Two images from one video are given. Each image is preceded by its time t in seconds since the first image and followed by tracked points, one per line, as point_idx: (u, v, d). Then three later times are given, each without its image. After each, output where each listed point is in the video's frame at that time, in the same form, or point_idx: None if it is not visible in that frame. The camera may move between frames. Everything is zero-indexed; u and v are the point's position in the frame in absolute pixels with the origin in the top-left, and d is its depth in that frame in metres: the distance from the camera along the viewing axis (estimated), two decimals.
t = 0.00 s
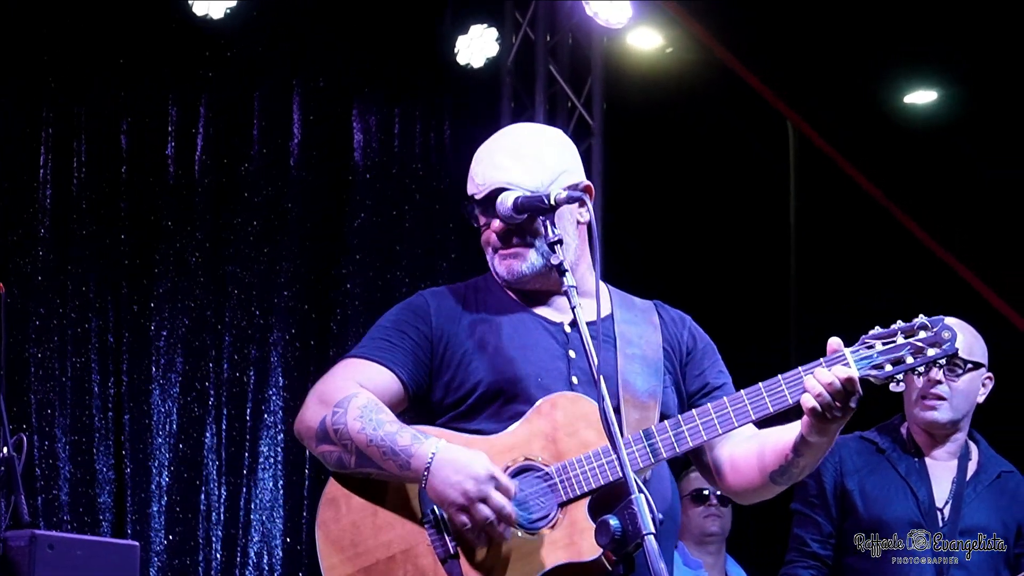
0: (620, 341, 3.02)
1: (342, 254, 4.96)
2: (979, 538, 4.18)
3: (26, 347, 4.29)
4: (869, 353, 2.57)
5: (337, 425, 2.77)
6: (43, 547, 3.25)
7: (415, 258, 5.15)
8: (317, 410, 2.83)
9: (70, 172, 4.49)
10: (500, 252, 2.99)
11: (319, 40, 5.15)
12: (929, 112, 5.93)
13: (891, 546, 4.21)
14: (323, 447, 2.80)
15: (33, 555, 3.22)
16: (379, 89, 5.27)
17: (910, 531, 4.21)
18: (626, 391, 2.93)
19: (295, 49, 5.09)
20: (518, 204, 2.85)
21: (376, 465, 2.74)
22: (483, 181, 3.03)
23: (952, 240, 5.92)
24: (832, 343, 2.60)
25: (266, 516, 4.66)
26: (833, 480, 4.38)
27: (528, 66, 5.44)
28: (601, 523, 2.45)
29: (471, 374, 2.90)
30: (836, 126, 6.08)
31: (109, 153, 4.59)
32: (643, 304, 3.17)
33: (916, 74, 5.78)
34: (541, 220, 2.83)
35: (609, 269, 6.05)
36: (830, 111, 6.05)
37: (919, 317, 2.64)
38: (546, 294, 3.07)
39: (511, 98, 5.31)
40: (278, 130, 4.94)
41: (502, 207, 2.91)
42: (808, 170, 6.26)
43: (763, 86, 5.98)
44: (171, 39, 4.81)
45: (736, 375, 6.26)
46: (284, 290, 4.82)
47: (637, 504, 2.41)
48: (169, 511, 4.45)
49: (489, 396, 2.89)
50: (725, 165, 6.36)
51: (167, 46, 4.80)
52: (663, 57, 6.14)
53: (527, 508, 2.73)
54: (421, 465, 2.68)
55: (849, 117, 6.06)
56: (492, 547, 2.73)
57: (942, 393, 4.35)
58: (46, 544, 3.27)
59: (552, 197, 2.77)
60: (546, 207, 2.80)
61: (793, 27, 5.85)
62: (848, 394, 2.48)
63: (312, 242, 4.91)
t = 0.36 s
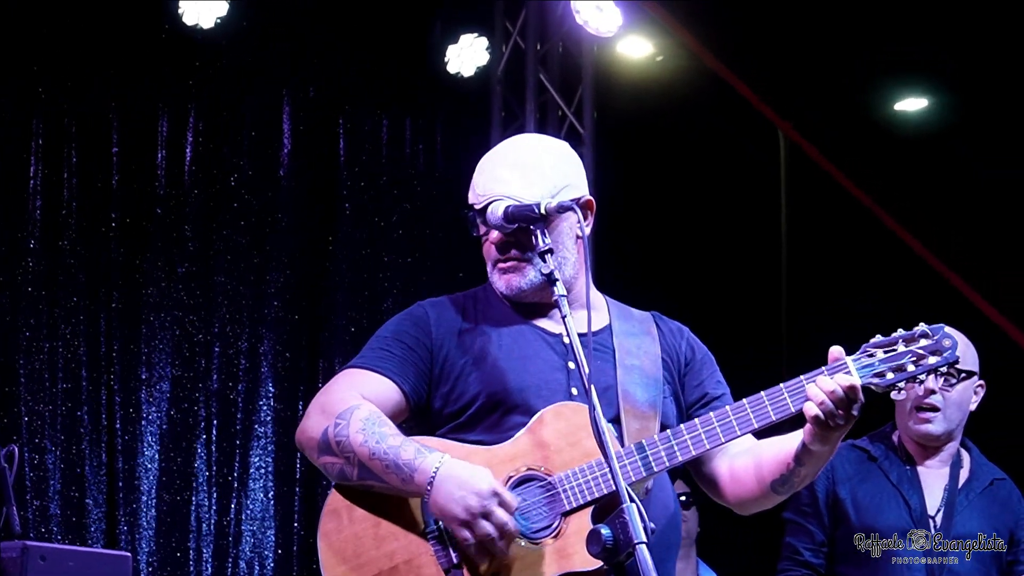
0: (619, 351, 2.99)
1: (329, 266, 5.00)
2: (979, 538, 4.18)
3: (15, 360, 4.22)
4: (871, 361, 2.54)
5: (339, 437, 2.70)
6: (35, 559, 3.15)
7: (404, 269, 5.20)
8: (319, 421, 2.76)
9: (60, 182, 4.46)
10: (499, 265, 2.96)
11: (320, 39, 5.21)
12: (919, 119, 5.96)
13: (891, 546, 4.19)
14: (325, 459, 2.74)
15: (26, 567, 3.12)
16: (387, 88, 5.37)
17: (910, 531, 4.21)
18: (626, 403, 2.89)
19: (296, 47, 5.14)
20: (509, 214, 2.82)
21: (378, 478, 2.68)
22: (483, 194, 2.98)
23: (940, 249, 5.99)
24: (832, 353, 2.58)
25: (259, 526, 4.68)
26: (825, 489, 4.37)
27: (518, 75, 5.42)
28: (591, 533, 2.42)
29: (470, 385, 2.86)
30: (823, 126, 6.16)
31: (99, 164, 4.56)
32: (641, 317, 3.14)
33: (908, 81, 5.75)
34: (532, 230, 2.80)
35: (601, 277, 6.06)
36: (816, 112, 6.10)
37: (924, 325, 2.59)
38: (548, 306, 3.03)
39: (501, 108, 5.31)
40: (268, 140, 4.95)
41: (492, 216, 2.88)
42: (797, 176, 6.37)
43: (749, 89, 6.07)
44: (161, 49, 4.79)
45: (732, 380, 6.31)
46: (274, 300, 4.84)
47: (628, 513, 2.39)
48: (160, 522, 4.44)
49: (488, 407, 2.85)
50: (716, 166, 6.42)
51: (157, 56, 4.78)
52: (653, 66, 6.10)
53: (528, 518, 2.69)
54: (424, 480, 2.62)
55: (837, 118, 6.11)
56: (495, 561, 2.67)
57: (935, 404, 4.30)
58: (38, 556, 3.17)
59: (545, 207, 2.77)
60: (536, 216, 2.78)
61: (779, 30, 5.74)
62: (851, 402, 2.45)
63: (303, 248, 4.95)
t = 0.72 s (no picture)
0: (621, 357, 2.99)
1: (328, 274, 4.99)
2: (979, 538, 4.18)
3: (16, 371, 4.23)
4: (876, 373, 2.55)
5: (346, 435, 2.67)
6: (37, 569, 3.15)
7: (405, 278, 5.19)
8: (325, 418, 2.73)
9: (59, 193, 4.46)
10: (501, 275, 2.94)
11: (320, 39, 5.23)
12: (918, 124, 5.97)
13: (892, 546, 4.20)
14: (330, 457, 2.71)
15: None
16: (387, 89, 5.38)
17: (910, 531, 4.21)
18: (628, 410, 2.89)
19: (296, 47, 5.15)
20: (508, 222, 2.80)
21: (384, 477, 2.65)
22: (483, 202, 2.94)
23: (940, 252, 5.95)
24: (837, 364, 2.59)
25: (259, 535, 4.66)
26: (828, 495, 4.38)
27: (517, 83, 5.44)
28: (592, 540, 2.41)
29: (473, 389, 2.85)
30: (816, 126, 6.16)
31: (98, 174, 4.56)
32: (643, 326, 3.14)
33: (907, 86, 5.83)
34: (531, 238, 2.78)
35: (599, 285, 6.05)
36: (809, 112, 6.12)
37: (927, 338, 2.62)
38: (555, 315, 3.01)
39: (500, 116, 5.31)
40: (267, 148, 4.95)
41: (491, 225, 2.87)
42: (796, 181, 6.37)
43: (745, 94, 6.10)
44: (160, 57, 4.78)
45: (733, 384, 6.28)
46: (273, 309, 4.83)
47: (629, 520, 2.37)
48: (160, 529, 4.44)
49: (490, 412, 2.84)
50: (714, 172, 6.42)
51: (157, 65, 4.77)
52: (653, 73, 6.25)
53: (531, 522, 2.67)
54: (433, 480, 2.60)
55: (830, 117, 6.11)
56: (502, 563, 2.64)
57: (938, 406, 4.29)
58: (40, 566, 3.17)
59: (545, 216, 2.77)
60: (537, 224, 2.77)
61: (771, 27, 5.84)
62: (856, 413, 2.46)
63: (302, 256, 4.94)
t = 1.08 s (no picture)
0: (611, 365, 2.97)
1: (330, 281, 4.99)
2: (979, 538, 4.18)
3: (18, 382, 4.23)
4: (868, 377, 2.50)
5: (337, 453, 2.54)
6: None
7: (407, 285, 5.20)
8: (317, 435, 2.60)
9: (60, 203, 4.46)
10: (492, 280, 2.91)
11: (320, 39, 5.24)
12: (917, 130, 5.99)
13: (891, 546, 4.21)
14: (322, 474, 2.58)
15: None
16: (388, 90, 5.39)
17: (910, 531, 4.21)
18: (619, 416, 2.86)
19: (296, 47, 5.16)
20: (509, 228, 2.76)
21: (373, 499, 2.52)
22: (482, 206, 2.92)
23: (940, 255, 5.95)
24: (830, 369, 2.53)
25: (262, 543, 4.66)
26: (830, 501, 4.37)
27: (517, 91, 5.41)
28: (595, 547, 2.40)
29: (467, 395, 2.78)
30: (812, 127, 6.11)
31: (99, 183, 4.55)
32: (630, 333, 3.12)
33: (907, 90, 5.84)
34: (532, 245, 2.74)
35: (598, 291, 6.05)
36: (807, 112, 6.07)
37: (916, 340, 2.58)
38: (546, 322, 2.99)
39: (500, 122, 5.31)
40: (268, 156, 4.95)
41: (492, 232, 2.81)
42: (796, 183, 6.35)
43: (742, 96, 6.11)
44: (161, 66, 4.78)
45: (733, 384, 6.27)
46: (274, 318, 4.84)
47: (631, 527, 2.36)
48: (164, 538, 4.44)
49: (483, 420, 2.76)
50: (712, 176, 6.45)
51: (157, 73, 4.77)
52: (652, 78, 6.31)
53: (526, 536, 2.61)
54: (419, 508, 2.45)
55: (826, 117, 6.08)
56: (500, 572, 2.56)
57: (956, 407, 4.35)
58: None
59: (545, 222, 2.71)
60: (537, 231, 2.73)
61: (766, 27, 5.85)
62: (850, 418, 2.43)
63: (303, 263, 4.95)
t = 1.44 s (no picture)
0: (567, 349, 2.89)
1: (330, 280, 5.00)
2: (979, 538, 4.18)
3: (20, 385, 4.20)
4: (844, 357, 2.59)
5: (323, 447, 2.44)
6: None
7: (410, 285, 5.23)
8: (297, 427, 2.49)
9: (62, 206, 4.44)
10: (478, 247, 2.87)
11: (320, 40, 5.23)
12: (919, 129, 6.00)
13: (891, 546, 4.21)
14: (303, 468, 2.47)
15: None
16: (388, 89, 5.41)
17: (910, 531, 4.22)
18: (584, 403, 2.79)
19: (296, 48, 5.15)
20: (512, 230, 2.74)
21: (360, 497, 2.43)
22: (487, 170, 2.89)
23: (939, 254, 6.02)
24: (806, 350, 2.60)
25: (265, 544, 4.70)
26: (832, 501, 4.38)
27: (518, 92, 5.43)
28: (598, 548, 2.39)
29: (438, 384, 2.67)
30: (812, 126, 6.18)
31: (101, 185, 4.54)
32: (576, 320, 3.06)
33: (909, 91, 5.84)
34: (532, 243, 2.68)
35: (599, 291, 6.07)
36: (807, 112, 6.11)
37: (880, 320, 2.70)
38: (502, 309, 2.94)
39: (502, 124, 5.33)
40: (270, 158, 4.97)
41: (496, 232, 2.81)
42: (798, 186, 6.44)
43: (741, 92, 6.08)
44: (162, 69, 4.77)
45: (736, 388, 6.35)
46: (275, 320, 4.85)
47: (635, 528, 2.36)
48: (167, 540, 4.44)
49: (455, 409, 2.67)
50: (713, 176, 6.46)
51: (158, 76, 4.76)
52: (653, 79, 6.18)
53: (516, 525, 2.57)
54: (412, 508, 2.40)
55: (826, 118, 6.11)
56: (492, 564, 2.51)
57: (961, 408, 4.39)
58: None
59: (547, 223, 2.61)
60: (539, 232, 2.64)
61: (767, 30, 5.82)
62: (832, 397, 2.47)
63: (305, 263, 4.97)
